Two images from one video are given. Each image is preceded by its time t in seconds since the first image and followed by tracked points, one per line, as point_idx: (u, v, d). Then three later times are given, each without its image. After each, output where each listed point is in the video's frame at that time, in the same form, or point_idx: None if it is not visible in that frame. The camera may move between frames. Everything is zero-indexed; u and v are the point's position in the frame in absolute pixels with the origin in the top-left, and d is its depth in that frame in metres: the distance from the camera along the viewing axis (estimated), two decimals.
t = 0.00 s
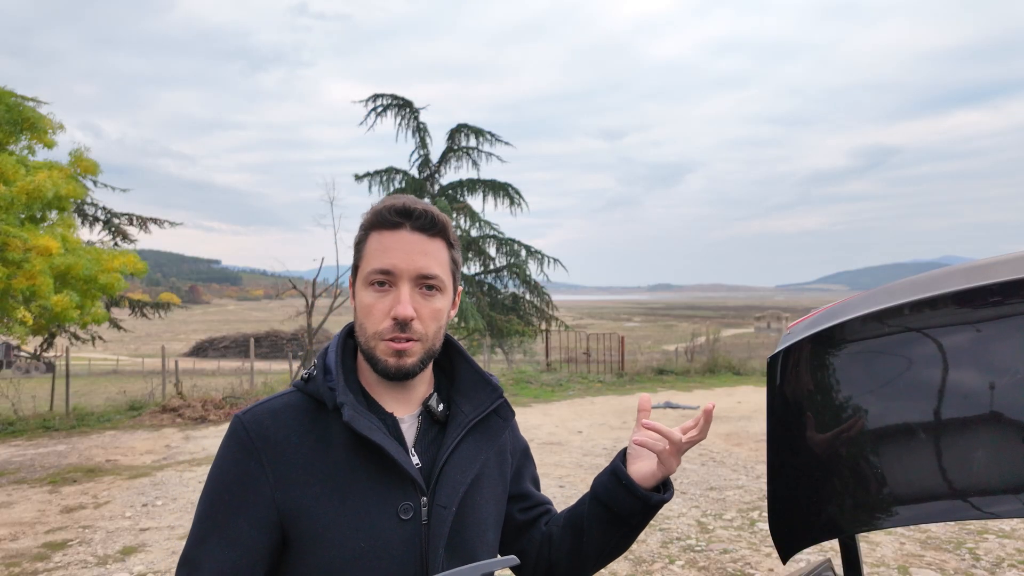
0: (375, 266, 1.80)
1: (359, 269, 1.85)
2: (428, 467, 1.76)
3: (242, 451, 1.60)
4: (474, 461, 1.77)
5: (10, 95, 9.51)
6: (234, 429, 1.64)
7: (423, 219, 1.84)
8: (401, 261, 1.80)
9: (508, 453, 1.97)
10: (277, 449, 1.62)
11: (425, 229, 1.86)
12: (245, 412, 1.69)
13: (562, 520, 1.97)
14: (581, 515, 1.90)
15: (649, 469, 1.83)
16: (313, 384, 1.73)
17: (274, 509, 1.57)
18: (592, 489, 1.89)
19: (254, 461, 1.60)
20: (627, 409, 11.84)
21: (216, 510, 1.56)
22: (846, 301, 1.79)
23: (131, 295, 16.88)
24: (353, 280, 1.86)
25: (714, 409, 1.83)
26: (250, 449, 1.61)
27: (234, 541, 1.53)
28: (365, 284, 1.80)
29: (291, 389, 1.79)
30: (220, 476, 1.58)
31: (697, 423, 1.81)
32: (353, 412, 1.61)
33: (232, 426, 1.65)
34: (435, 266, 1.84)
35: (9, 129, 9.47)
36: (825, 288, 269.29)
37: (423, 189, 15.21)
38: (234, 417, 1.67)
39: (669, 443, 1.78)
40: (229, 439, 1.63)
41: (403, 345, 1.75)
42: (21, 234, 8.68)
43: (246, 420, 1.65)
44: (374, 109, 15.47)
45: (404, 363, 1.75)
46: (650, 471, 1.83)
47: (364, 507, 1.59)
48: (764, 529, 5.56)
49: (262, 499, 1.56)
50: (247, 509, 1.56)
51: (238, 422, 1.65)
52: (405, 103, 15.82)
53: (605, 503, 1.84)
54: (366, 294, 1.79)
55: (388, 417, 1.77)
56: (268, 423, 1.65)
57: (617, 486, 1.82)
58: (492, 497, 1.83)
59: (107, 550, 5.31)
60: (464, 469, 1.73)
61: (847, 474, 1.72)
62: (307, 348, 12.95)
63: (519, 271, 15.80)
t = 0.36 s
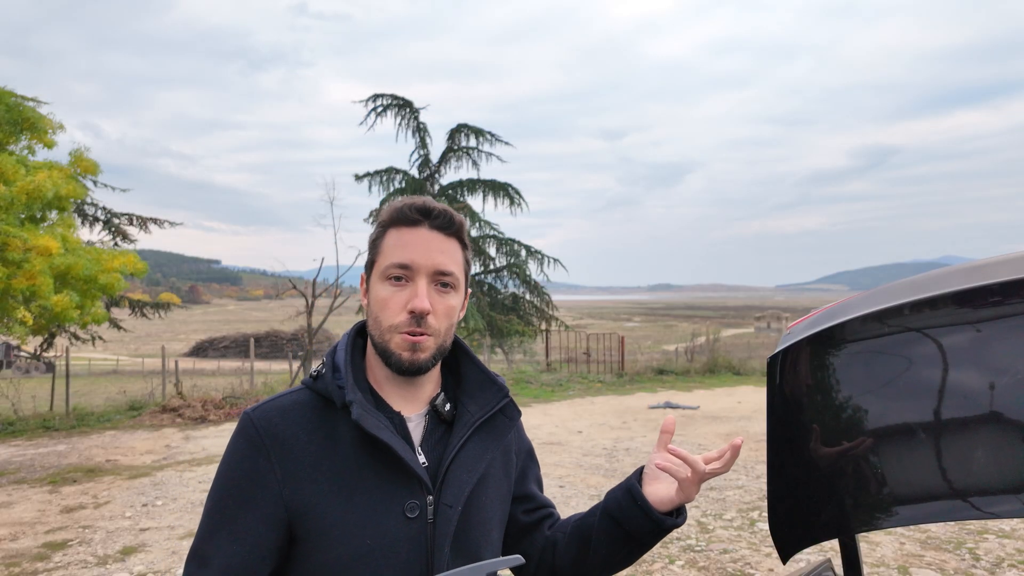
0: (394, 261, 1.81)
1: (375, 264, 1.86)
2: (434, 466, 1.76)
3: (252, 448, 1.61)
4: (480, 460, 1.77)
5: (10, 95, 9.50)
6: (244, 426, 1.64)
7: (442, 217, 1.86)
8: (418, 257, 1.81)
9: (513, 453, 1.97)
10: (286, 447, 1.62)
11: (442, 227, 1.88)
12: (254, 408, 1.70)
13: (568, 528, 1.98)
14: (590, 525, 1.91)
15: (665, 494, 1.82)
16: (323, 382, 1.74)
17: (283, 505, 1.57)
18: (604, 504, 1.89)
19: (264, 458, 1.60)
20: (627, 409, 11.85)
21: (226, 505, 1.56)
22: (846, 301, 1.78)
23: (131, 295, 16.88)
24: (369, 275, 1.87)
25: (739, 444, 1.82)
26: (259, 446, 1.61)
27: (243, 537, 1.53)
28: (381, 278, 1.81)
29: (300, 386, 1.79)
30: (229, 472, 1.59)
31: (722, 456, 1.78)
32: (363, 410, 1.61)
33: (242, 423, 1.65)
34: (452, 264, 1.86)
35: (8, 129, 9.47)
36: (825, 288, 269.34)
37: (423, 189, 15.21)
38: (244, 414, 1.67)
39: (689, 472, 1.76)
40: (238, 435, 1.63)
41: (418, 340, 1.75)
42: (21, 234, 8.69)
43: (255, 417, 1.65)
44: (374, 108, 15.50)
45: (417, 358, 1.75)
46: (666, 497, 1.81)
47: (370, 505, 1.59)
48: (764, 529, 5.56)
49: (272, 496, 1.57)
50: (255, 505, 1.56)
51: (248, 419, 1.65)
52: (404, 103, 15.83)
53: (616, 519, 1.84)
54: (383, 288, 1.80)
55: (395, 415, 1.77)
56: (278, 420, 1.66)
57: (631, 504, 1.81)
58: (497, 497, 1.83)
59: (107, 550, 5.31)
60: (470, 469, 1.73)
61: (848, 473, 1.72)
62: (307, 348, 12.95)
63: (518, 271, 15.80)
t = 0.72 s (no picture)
0: (400, 263, 1.81)
1: (382, 265, 1.86)
2: (438, 465, 1.76)
3: (257, 445, 1.60)
4: (483, 459, 1.76)
5: (10, 95, 9.51)
6: (250, 422, 1.64)
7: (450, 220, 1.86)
8: (426, 260, 1.81)
9: (516, 453, 1.97)
10: (292, 444, 1.62)
11: (450, 230, 1.88)
12: (260, 405, 1.70)
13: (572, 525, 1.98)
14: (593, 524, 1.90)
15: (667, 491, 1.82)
16: (328, 380, 1.74)
17: (288, 502, 1.57)
18: (606, 502, 1.89)
19: (269, 455, 1.60)
20: (627, 409, 11.85)
21: (231, 501, 1.56)
22: (845, 301, 1.79)
23: (131, 295, 16.88)
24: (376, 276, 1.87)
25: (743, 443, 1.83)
26: (264, 443, 1.61)
27: (246, 534, 1.53)
28: (388, 280, 1.81)
29: (304, 384, 1.79)
30: (234, 468, 1.59)
31: (725, 454, 1.80)
32: (368, 408, 1.61)
33: (248, 420, 1.65)
34: (459, 267, 1.85)
35: (9, 129, 9.47)
36: (825, 288, 269.36)
37: (423, 188, 15.22)
38: (249, 411, 1.67)
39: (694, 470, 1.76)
40: (243, 431, 1.63)
41: (422, 344, 1.76)
42: (22, 234, 8.69)
43: (261, 413, 1.65)
44: (374, 108, 15.55)
45: (423, 361, 1.75)
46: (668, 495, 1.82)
47: (373, 503, 1.59)
48: (764, 529, 5.56)
49: (277, 493, 1.57)
50: (259, 502, 1.56)
51: (254, 416, 1.65)
52: (404, 103, 15.85)
53: (619, 517, 1.84)
54: (390, 290, 1.80)
55: (400, 414, 1.77)
56: (283, 417, 1.66)
57: (634, 502, 1.81)
58: (499, 497, 1.82)
59: (107, 550, 5.31)
60: (473, 468, 1.73)
61: (849, 473, 1.71)
62: (307, 348, 12.95)
63: (518, 271, 15.82)
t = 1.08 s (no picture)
0: (399, 262, 1.81)
1: (381, 265, 1.86)
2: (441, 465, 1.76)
3: (261, 445, 1.61)
4: (486, 459, 1.76)
5: (10, 95, 9.50)
6: (254, 422, 1.64)
7: (447, 218, 1.86)
8: (424, 258, 1.81)
9: (518, 453, 1.97)
10: (296, 444, 1.62)
11: (447, 228, 1.88)
12: (263, 405, 1.70)
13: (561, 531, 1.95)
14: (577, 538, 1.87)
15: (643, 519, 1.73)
16: (331, 381, 1.74)
17: (292, 503, 1.57)
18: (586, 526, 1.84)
19: (273, 456, 1.60)
20: (627, 409, 11.85)
21: (235, 502, 1.56)
22: (846, 301, 1.78)
23: (131, 295, 16.87)
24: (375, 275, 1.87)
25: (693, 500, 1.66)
26: (268, 443, 1.61)
27: (252, 534, 1.53)
28: (387, 279, 1.82)
29: (306, 385, 1.79)
30: (238, 469, 1.58)
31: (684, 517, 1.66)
32: (374, 408, 1.61)
33: (252, 420, 1.65)
34: (458, 264, 1.85)
35: (9, 129, 9.47)
36: (825, 288, 269.40)
37: (423, 188, 15.21)
38: (253, 411, 1.67)
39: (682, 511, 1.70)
40: (247, 432, 1.63)
41: (424, 341, 1.76)
42: (21, 234, 8.69)
43: (264, 414, 1.65)
44: (375, 108, 15.57)
45: (425, 360, 1.75)
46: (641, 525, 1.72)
47: (377, 503, 1.59)
48: (764, 530, 5.56)
49: (281, 493, 1.57)
50: (263, 503, 1.56)
51: (257, 417, 1.65)
52: (405, 103, 15.85)
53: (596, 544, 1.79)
54: (390, 289, 1.80)
55: (403, 414, 1.77)
56: (287, 417, 1.66)
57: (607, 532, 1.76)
58: (502, 497, 1.82)
59: (107, 550, 5.31)
60: (476, 468, 1.72)
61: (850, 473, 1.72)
62: (307, 348, 12.95)
63: (518, 271, 15.82)
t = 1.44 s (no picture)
0: (403, 263, 1.81)
1: (385, 266, 1.86)
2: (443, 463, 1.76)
3: (262, 444, 1.61)
4: (486, 456, 1.76)
5: (10, 95, 9.51)
6: (255, 422, 1.64)
7: (450, 220, 1.86)
8: (429, 259, 1.81)
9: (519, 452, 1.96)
10: (297, 443, 1.62)
11: (450, 229, 1.88)
12: (264, 405, 1.70)
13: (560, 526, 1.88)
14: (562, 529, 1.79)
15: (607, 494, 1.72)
16: (331, 380, 1.75)
17: (293, 501, 1.57)
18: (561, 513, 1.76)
19: (273, 455, 1.60)
20: (627, 409, 11.85)
21: (235, 501, 1.56)
22: (845, 302, 1.79)
23: (131, 295, 16.88)
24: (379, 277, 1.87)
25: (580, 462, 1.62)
26: (269, 442, 1.61)
27: (252, 533, 1.53)
28: (392, 281, 1.81)
29: (307, 385, 1.79)
30: (239, 469, 1.59)
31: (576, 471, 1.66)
32: (374, 405, 1.62)
33: (253, 419, 1.65)
34: (462, 265, 1.86)
35: (9, 129, 9.46)
36: (825, 288, 269.44)
37: (423, 188, 15.22)
38: (255, 410, 1.68)
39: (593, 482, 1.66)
40: (248, 431, 1.63)
41: (428, 343, 1.75)
42: (21, 234, 8.69)
43: (266, 414, 1.66)
44: (375, 109, 15.58)
45: (429, 360, 1.75)
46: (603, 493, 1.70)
47: (377, 502, 1.59)
48: (764, 529, 5.56)
49: (281, 492, 1.57)
50: (264, 502, 1.56)
51: (258, 417, 1.66)
52: (404, 103, 15.86)
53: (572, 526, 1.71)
54: (394, 291, 1.80)
55: (404, 413, 1.77)
56: (288, 416, 1.66)
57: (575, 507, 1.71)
58: (502, 496, 1.81)
59: (107, 550, 5.31)
60: (477, 466, 1.72)
61: (849, 472, 1.72)
62: (307, 348, 12.95)
63: (518, 271, 15.83)
